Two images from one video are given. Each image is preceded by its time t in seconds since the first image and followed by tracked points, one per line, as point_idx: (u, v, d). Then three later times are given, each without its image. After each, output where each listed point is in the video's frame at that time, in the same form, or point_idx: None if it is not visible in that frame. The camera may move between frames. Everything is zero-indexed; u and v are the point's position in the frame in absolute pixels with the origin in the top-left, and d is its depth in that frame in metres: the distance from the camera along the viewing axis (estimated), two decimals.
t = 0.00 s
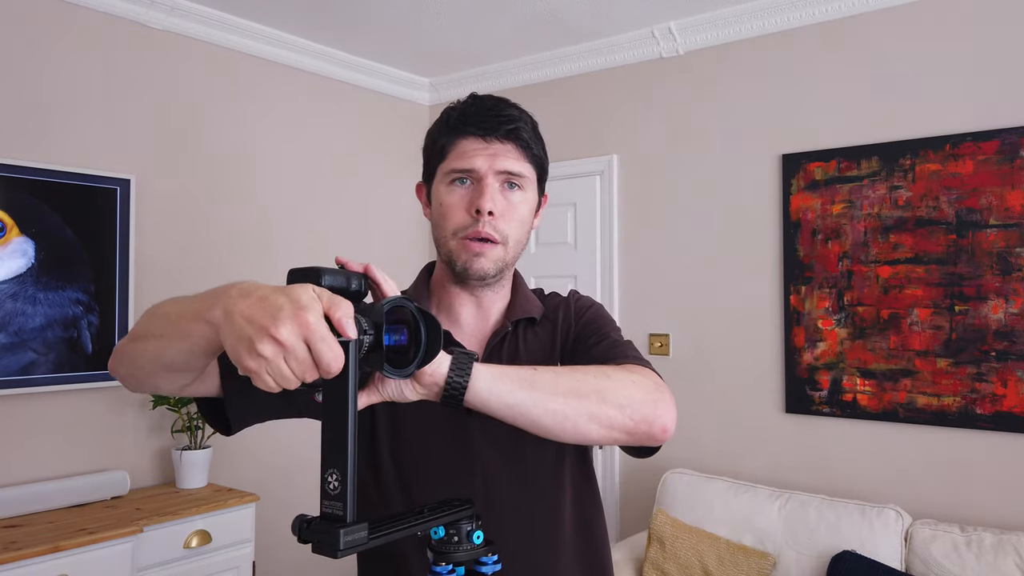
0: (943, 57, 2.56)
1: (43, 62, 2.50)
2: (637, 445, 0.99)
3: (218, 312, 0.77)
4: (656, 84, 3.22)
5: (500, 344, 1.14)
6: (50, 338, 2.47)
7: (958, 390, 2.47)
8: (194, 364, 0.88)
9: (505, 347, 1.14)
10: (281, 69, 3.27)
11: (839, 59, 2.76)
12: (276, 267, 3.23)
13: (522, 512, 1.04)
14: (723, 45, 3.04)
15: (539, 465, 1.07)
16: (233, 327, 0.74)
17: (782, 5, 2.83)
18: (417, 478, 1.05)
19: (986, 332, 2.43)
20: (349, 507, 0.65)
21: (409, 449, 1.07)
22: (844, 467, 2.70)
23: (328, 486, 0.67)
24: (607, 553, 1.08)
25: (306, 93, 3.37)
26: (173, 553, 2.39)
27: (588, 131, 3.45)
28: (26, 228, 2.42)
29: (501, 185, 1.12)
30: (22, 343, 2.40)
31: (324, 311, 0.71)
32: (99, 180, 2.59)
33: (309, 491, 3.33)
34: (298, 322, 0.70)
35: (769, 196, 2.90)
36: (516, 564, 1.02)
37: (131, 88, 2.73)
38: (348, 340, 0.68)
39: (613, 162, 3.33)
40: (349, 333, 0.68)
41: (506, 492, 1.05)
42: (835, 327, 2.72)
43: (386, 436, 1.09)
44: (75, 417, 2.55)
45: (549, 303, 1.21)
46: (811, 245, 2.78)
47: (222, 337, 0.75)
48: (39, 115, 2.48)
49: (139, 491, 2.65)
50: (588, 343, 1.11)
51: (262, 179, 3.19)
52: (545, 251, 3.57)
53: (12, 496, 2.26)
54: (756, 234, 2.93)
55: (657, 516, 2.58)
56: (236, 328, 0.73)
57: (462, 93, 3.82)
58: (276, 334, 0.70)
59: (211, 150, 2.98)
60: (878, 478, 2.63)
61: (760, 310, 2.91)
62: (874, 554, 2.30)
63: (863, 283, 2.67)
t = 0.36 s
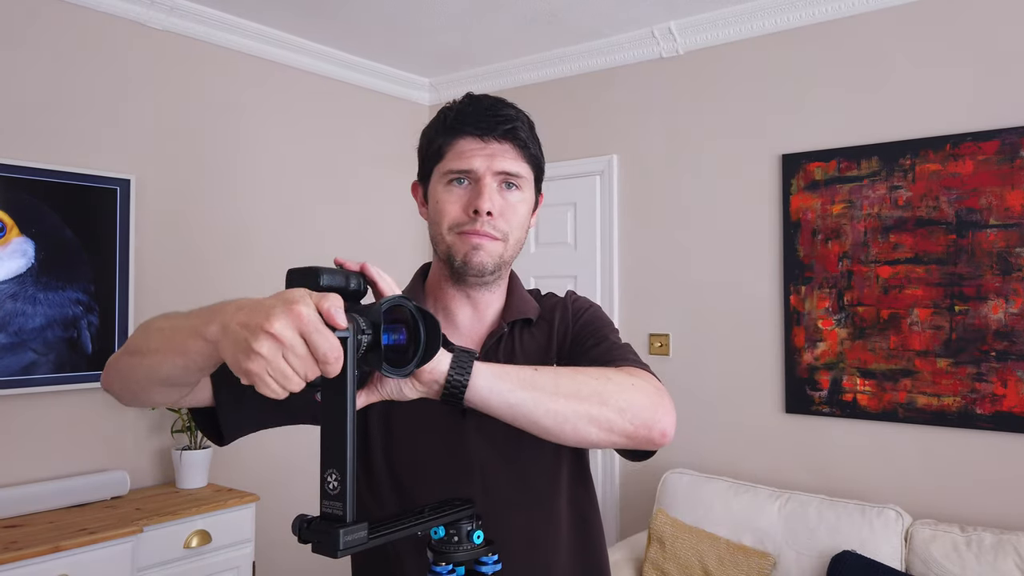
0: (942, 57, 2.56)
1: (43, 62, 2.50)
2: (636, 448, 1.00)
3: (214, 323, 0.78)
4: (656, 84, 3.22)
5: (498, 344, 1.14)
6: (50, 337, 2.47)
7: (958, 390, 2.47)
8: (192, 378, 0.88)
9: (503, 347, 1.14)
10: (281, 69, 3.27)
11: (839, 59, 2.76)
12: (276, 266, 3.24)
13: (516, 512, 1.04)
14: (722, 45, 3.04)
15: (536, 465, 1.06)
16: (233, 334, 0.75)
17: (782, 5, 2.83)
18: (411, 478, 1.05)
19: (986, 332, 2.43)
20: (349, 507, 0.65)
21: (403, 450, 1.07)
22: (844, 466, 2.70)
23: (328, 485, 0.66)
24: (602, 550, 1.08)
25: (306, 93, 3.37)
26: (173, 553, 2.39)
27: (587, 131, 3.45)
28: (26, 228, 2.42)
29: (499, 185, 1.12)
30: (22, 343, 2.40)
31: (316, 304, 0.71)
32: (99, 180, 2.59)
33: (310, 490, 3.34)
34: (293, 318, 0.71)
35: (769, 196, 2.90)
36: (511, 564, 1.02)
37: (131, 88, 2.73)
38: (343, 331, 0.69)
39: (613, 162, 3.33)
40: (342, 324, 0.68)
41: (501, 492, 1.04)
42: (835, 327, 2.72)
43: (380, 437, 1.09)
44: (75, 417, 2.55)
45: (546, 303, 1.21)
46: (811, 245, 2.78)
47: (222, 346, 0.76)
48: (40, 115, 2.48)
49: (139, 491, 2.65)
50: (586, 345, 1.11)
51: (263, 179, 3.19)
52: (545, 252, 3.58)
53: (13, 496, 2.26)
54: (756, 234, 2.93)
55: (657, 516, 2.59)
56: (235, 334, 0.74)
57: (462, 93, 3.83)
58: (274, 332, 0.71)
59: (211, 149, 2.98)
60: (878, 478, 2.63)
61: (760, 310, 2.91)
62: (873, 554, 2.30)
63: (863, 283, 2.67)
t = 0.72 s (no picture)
0: (943, 57, 2.55)
1: (43, 61, 2.49)
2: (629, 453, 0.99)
3: (172, 369, 0.76)
4: (657, 84, 3.22)
5: (497, 345, 1.13)
6: (49, 338, 2.46)
7: (959, 391, 2.46)
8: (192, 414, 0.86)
9: (502, 348, 1.13)
10: (281, 68, 3.27)
11: (840, 59, 2.75)
12: (276, 266, 3.23)
13: (515, 512, 1.02)
14: (723, 44, 3.03)
15: (535, 464, 1.05)
16: (199, 366, 0.73)
17: (783, 5, 2.82)
18: (410, 478, 1.05)
19: (987, 332, 2.42)
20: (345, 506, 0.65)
21: (403, 452, 1.06)
22: (845, 467, 2.70)
23: (325, 485, 0.67)
24: (604, 548, 1.07)
25: (305, 93, 3.37)
26: (172, 554, 2.38)
27: (587, 130, 3.44)
28: (26, 227, 2.41)
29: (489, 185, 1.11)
30: (21, 343, 2.39)
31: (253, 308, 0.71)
32: (99, 180, 2.58)
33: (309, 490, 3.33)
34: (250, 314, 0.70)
35: (770, 196, 2.90)
36: (509, 564, 1.01)
37: (131, 87, 2.72)
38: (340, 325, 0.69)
39: (613, 162, 3.33)
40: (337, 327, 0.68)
41: (501, 493, 1.03)
42: (836, 327, 2.72)
43: (379, 437, 1.08)
44: (75, 417, 2.55)
45: (548, 303, 1.20)
46: (812, 245, 2.78)
47: (196, 382, 0.73)
48: (39, 115, 2.48)
49: (139, 491, 2.64)
50: (587, 348, 1.10)
51: (262, 179, 3.18)
52: (545, 251, 3.57)
53: (13, 496, 2.25)
54: (756, 234, 2.93)
55: (658, 516, 2.58)
56: (200, 363, 0.72)
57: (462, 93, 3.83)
58: (237, 329, 0.70)
59: (211, 149, 2.98)
60: (879, 479, 2.63)
61: (761, 309, 2.91)
62: (875, 555, 2.29)
63: (864, 284, 2.66)
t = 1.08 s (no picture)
0: (943, 56, 2.55)
1: (43, 61, 2.49)
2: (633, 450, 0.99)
3: (159, 393, 0.69)
4: (657, 83, 3.22)
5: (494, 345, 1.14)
6: (49, 338, 2.46)
7: (959, 391, 2.46)
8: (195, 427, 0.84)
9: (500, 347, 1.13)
10: (281, 68, 3.27)
11: (840, 59, 2.75)
12: (275, 266, 3.23)
13: (516, 514, 1.01)
14: (723, 44, 3.03)
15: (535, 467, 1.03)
16: (189, 382, 0.66)
17: (782, 5, 2.82)
18: (412, 479, 1.05)
19: (987, 332, 2.42)
20: (350, 508, 0.66)
21: (405, 454, 1.07)
22: (845, 467, 2.70)
23: (330, 487, 0.68)
24: (609, 547, 1.06)
25: (305, 93, 3.37)
26: (173, 554, 2.38)
27: (586, 130, 3.45)
28: (26, 227, 2.41)
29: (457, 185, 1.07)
30: (21, 343, 2.39)
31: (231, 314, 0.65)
32: (99, 180, 2.58)
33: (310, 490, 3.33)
34: (236, 320, 0.64)
35: (770, 196, 2.90)
36: (510, 565, 1.00)
37: (131, 87, 2.72)
38: (346, 333, 0.70)
39: (613, 161, 3.33)
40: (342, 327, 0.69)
41: (502, 493, 1.02)
42: (836, 327, 2.72)
43: (381, 440, 1.09)
44: (75, 417, 2.55)
45: (550, 299, 1.17)
46: (812, 245, 2.78)
47: (189, 400, 0.66)
48: (39, 114, 2.48)
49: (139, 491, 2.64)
50: (581, 354, 1.07)
51: (262, 179, 3.18)
52: (544, 251, 3.57)
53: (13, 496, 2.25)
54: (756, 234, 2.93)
55: (658, 517, 2.58)
56: (191, 381, 0.66)
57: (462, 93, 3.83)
58: (224, 333, 0.63)
59: (211, 149, 2.98)
60: (879, 479, 2.62)
61: (761, 309, 2.91)
62: (875, 555, 2.29)
63: (864, 284, 2.66)
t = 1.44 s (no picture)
0: (943, 56, 2.55)
1: (42, 61, 2.49)
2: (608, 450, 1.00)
3: (161, 409, 0.68)
4: (657, 83, 3.22)
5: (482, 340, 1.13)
6: (48, 338, 2.46)
7: (960, 391, 2.46)
8: (200, 444, 0.83)
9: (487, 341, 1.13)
10: (280, 68, 3.26)
11: (840, 58, 2.75)
12: (275, 266, 3.23)
13: (514, 514, 1.01)
14: (723, 44, 3.03)
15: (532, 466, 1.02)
16: (189, 394, 0.65)
17: (783, 4, 2.82)
18: (411, 479, 1.05)
19: (988, 332, 2.41)
20: (349, 511, 0.65)
21: (404, 454, 1.06)
22: (845, 467, 2.69)
23: (329, 489, 0.68)
24: (609, 543, 1.06)
25: (305, 92, 3.36)
26: (172, 554, 2.38)
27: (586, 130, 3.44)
28: (26, 227, 2.41)
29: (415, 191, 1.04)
30: (21, 343, 2.39)
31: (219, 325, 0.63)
32: (99, 180, 2.58)
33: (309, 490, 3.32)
34: (228, 327, 0.62)
35: (770, 196, 2.89)
36: (509, 566, 1.00)
37: (131, 87, 2.72)
38: (344, 327, 0.71)
39: (613, 161, 3.32)
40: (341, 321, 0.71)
41: (500, 494, 1.01)
42: (837, 327, 2.71)
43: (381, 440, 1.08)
44: (75, 417, 2.54)
45: (539, 289, 1.16)
46: (812, 245, 2.77)
47: (191, 412, 0.65)
48: (39, 114, 2.47)
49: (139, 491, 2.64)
50: (568, 347, 1.06)
51: (261, 179, 3.18)
52: (545, 251, 3.57)
53: (12, 496, 2.25)
54: (757, 233, 2.92)
55: (658, 517, 2.57)
56: (191, 391, 0.65)
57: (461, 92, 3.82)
58: (222, 340, 0.62)
59: (210, 149, 2.98)
60: (879, 479, 2.62)
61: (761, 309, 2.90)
62: (875, 555, 2.29)
63: (865, 284, 2.66)
